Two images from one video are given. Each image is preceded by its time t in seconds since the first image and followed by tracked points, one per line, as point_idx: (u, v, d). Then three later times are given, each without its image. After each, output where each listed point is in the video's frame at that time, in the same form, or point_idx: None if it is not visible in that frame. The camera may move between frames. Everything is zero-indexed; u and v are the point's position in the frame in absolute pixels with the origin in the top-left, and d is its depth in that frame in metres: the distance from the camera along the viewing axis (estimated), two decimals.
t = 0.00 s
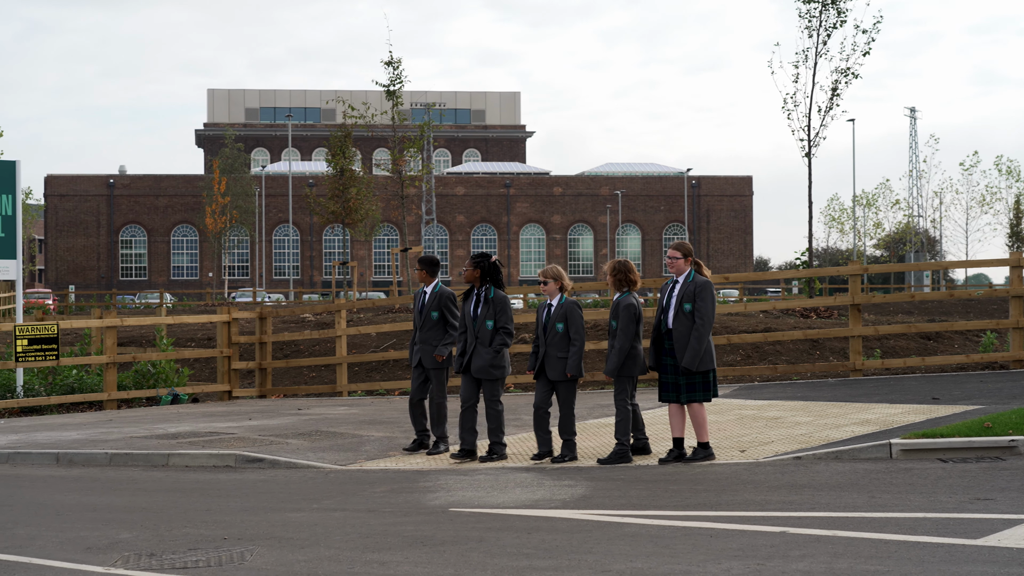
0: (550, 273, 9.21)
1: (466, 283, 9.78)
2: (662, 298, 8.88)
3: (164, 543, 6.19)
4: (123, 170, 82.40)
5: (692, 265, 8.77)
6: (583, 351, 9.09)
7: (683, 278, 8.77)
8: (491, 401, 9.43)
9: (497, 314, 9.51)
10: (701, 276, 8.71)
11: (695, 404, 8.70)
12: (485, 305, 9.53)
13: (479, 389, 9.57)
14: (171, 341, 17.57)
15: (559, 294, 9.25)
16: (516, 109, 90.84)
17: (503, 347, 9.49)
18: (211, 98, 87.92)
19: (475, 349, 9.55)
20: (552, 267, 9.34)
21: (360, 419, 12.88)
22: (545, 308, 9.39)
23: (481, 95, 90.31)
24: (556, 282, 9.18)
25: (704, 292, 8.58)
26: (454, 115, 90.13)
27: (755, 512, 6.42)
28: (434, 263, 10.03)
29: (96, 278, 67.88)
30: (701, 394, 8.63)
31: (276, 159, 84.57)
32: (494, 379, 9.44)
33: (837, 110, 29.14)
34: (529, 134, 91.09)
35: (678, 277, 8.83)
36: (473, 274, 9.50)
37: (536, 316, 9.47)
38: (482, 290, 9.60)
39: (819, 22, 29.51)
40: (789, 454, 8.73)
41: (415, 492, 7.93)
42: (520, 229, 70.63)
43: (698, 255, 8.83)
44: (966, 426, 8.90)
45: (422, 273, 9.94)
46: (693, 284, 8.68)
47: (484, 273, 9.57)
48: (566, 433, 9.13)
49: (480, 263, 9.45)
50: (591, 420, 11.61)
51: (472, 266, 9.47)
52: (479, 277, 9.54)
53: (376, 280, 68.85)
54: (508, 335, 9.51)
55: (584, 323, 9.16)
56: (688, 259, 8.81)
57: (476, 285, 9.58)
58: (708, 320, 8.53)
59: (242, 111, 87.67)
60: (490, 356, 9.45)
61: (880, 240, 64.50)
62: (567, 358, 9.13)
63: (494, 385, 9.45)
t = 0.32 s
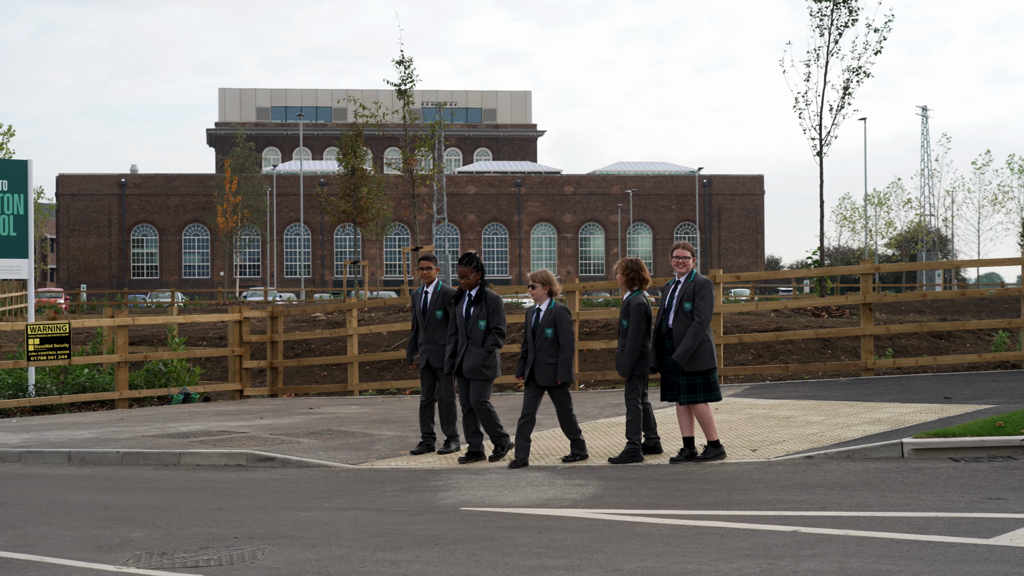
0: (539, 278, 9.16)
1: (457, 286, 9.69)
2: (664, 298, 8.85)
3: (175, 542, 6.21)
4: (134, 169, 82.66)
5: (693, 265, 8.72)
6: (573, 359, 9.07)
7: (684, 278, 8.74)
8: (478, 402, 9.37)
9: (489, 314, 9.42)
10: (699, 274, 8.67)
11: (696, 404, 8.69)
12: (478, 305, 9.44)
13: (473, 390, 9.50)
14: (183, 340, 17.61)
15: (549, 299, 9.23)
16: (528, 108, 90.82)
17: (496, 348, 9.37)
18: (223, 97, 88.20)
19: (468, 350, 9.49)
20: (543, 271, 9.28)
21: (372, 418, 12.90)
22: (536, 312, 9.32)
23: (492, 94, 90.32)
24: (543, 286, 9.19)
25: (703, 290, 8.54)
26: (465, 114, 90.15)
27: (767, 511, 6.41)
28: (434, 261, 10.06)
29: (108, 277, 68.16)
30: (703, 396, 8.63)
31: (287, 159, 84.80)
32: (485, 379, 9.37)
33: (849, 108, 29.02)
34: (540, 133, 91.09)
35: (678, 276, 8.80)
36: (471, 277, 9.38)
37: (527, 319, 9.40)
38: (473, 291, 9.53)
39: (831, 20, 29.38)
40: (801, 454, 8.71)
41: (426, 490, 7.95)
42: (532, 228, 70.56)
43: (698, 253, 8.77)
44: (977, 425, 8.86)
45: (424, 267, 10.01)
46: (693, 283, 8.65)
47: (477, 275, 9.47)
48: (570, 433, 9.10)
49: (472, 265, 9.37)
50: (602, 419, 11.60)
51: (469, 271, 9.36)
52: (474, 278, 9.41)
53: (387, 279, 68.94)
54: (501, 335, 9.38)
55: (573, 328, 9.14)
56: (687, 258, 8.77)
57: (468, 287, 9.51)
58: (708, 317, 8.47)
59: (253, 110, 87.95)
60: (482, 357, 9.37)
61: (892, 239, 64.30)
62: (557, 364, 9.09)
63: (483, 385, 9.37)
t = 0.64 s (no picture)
0: (527, 278, 8.96)
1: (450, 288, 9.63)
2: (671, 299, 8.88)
3: (186, 542, 6.24)
4: (145, 167, 82.92)
5: (698, 266, 8.74)
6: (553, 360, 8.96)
7: (689, 278, 8.77)
8: (465, 401, 9.35)
9: (482, 316, 9.37)
10: (706, 276, 8.68)
11: (700, 405, 8.70)
12: (472, 307, 9.38)
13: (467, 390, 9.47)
14: (193, 339, 17.65)
15: (535, 298, 9.11)
16: (538, 107, 90.82)
17: (491, 349, 9.35)
18: (234, 97, 88.49)
19: (464, 352, 9.43)
20: (528, 269, 9.09)
21: (383, 417, 12.94)
22: (522, 310, 9.24)
23: (503, 93, 90.35)
24: (528, 286, 8.98)
25: (708, 292, 8.56)
26: (476, 113, 90.21)
27: (777, 511, 6.40)
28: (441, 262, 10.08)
29: (119, 276, 68.40)
30: (707, 396, 8.65)
31: (298, 157, 85.00)
32: (480, 380, 9.33)
33: (860, 107, 28.95)
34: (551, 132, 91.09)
35: (685, 276, 8.82)
36: (462, 280, 9.23)
37: (514, 317, 9.34)
38: (465, 293, 9.46)
39: (841, 19, 29.26)
40: (812, 452, 8.71)
41: (436, 489, 7.96)
42: (543, 226, 70.51)
43: (703, 255, 8.79)
44: (989, 424, 8.84)
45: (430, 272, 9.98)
46: (697, 285, 8.67)
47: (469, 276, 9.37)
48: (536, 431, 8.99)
49: (462, 269, 9.21)
50: (611, 418, 11.61)
51: (460, 274, 9.20)
52: (464, 280, 9.27)
53: (398, 279, 68.99)
54: (496, 334, 9.37)
55: (557, 328, 9.02)
56: (693, 258, 8.77)
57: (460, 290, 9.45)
58: (713, 319, 8.51)
59: (264, 110, 88.22)
60: (478, 358, 9.32)
61: (903, 237, 64.10)
62: (538, 365, 9.04)
63: (474, 385, 9.34)
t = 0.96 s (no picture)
0: (513, 279, 8.92)
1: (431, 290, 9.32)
2: (678, 299, 8.85)
3: (199, 540, 6.26)
4: (158, 165, 83.18)
5: (704, 265, 8.75)
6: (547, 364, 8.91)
7: (696, 279, 8.75)
8: (451, 407, 9.06)
9: (465, 320, 9.08)
10: (714, 276, 8.70)
11: (706, 403, 8.67)
12: (455, 311, 9.08)
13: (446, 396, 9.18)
14: (206, 337, 17.71)
15: (524, 300, 8.97)
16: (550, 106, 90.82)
17: (473, 355, 9.04)
18: (246, 96, 88.76)
19: (443, 357, 9.13)
20: (516, 270, 8.98)
21: (395, 416, 12.95)
22: (509, 313, 9.03)
23: (515, 92, 90.39)
24: (519, 288, 8.93)
25: (719, 293, 8.58)
26: (487, 112, 90.26)
27: (789, 509, 6.41)
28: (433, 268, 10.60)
29: (132, 275, 68.69)
30: (712, 394, 8.62)
31: (310, 156, 85.23)
32: (461, 387, 9.01)
33: (873, 106, 28.87)
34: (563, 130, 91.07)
35: (692, 277, 8.80)
36: (445, 279, 8.99)
37: (500, 320, 9.13)
38: (447, 296, 9.17)
39: (854, 18, 29.19)
40: (825, 451, 8.70)
41: (449, 488, 7.98)
42: (555, 225, 70.43)
43: (710, 254, 8.79)
44: (1001, 423, 8.82)
45: (430, 271, 10.52)
46: (707, 285, 8.66)
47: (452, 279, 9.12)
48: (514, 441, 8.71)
49: (446, 268, 8.98)
50: (623, 417, 11.60)
51: (442, 273, 8.97)
52: (447, 281, 9.03)
53: (410, 278, 69.04)
54: (478, 340, 9.06)
55: (547, 331, 8.90)
56: (699, 258, 8.78)
57: (441, 292, 9.15)
58: (725, 319, 8.52)
59: (276, 109, 88.51)
60: (459, 363, 9.02)
61: (915, 236, 63.88)
62: (527, 369, 8.88)
63: (458, 393, 9.03)
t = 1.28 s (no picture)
0: (497, 279, 8.67)
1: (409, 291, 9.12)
2: (677, 307, 8.71)
3: (216, 539, 6.32)
4: (173, 164, 83.53)
5: (702, 273, 8.61)
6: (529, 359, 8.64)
7: (696, 287, 8.62)
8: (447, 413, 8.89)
9: (445, 319, 8.90)
10: (715, 283, 8.60)
11: (706, 407, 8.61)
12: (433, 311, 8.90)
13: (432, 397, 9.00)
14: (222, 337, 17.79)
15: (507, 299, 8.75)
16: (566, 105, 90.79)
17: (454, 354, 8.87)
18: (262, 95, 89.09)
19: (424, 358, 8.95)
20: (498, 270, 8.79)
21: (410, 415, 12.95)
22: (492, 312, 8.83)
23: (530, 91, 90.41)
24: (504, 287, 8.68)
25: (723, 301, 8.49)
26: (503, 111, 90.26)
27: (806, 509, 6.38)
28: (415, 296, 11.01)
29: (148, 274, 69.02)
30: (716, 397, 8.58)
31: (326, 155, 85.49)
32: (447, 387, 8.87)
33: (889, 105, 28.71)
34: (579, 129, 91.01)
35: (689, 285, 8.64)
36: (423, 282, 8.81)
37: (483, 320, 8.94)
38: (425, 297, 8.97)
39: (870, 16, 29.03)
40: (841, 451, 8.66)
41: (465, 487, 7.99)
42: (570, 225, 70.36)
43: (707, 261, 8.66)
44: (1019, 423, 8.77)
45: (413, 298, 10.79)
46: (709, 293, 8.55)
47: (430, 279, 8.94)
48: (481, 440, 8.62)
49: (422, 270, 8.79)
50: (638, 417, 11.56)
51: (419, 276, 8.78)
52: (425, 283, 8.85)
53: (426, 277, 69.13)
54: (459, 340, 8.90)
55: (531, 330, 8.68)
56: (697, 265, 8.64)
57: (419, 293, 8.96)
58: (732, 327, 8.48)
59: (292, 108, 88.83)
60: (441, 365, 8.85)
61: (931, 236, 63.62)
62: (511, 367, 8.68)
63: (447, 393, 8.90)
